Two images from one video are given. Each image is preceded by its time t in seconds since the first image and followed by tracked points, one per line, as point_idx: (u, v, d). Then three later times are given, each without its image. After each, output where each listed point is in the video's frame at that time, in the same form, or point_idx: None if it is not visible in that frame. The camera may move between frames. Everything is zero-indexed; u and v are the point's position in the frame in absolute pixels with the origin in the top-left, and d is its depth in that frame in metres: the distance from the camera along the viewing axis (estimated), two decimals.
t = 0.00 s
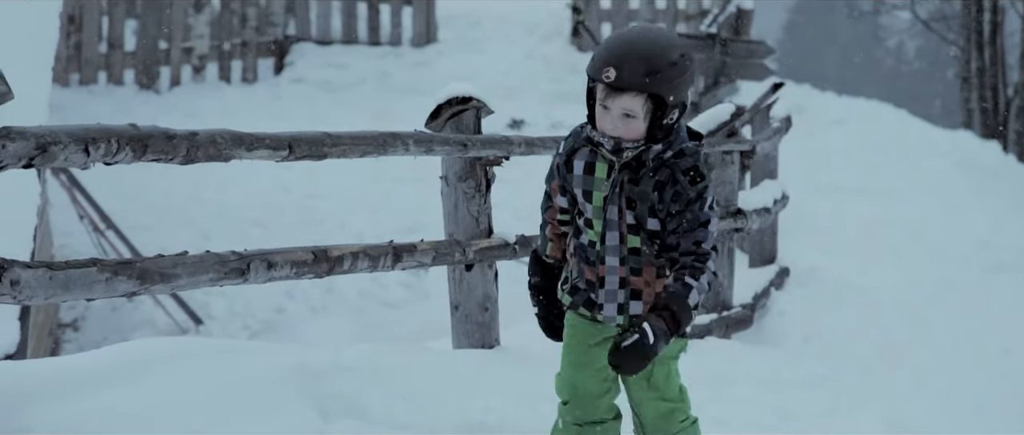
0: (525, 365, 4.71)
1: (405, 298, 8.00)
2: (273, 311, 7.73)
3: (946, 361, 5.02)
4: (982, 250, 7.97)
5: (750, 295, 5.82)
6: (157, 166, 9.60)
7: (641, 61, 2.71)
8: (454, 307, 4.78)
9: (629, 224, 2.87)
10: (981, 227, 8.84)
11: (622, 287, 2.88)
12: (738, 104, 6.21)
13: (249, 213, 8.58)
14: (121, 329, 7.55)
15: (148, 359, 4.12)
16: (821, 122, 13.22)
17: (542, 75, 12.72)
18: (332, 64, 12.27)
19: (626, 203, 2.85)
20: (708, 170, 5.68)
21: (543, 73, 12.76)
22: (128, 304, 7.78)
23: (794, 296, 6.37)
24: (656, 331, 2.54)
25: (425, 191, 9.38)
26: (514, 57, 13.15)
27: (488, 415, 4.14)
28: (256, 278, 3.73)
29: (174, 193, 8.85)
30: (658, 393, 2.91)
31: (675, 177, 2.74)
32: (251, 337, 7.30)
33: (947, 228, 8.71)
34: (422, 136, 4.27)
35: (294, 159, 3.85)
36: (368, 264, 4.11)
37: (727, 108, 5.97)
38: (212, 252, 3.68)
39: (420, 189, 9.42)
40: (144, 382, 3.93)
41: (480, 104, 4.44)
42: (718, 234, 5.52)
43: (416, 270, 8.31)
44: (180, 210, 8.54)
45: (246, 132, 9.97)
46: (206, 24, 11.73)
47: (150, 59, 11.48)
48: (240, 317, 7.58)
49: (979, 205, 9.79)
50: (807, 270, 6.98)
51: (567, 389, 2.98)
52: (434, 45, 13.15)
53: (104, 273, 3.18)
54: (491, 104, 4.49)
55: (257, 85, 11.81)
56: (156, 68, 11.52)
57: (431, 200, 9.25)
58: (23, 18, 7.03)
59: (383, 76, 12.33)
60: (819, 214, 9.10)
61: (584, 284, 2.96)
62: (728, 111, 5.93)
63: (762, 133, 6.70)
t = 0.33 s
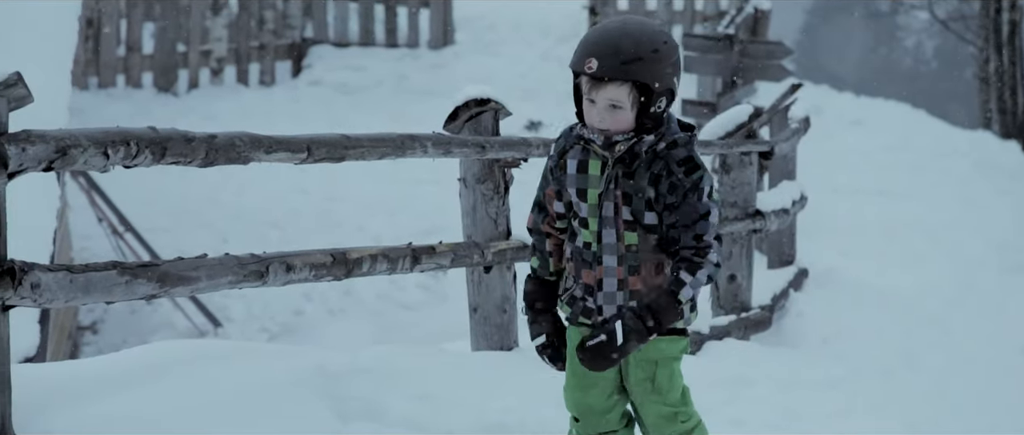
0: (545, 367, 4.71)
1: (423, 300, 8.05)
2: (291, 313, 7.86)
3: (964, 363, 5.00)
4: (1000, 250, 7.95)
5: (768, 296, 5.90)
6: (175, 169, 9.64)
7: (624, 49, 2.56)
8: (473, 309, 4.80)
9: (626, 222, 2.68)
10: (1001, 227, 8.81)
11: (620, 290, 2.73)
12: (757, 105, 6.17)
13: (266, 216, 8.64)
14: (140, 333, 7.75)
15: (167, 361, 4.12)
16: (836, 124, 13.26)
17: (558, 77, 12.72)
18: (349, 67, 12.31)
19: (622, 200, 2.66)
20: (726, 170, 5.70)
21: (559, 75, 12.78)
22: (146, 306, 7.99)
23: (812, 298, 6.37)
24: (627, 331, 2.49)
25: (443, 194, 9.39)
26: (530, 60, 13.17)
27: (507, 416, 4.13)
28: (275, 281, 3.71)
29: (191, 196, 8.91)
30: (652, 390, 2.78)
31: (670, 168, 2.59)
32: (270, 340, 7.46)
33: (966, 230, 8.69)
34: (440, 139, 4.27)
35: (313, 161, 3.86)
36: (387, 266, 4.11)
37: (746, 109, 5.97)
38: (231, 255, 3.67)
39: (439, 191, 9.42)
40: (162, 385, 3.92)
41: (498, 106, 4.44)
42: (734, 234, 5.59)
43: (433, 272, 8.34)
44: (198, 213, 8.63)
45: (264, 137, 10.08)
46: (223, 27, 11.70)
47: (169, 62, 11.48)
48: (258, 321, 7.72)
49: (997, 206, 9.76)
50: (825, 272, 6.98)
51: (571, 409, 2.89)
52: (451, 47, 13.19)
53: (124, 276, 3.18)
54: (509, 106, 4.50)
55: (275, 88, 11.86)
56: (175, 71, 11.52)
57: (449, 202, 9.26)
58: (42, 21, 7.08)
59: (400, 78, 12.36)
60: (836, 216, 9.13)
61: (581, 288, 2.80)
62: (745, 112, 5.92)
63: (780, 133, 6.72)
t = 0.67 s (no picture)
0: (567, 368, 4.72)
1: (442, 301, 8.07)
2: (312, 315, 7.92)
3: (985, 366, 4.99)
4: None
5: (788, 297, 5.90)
6: (194, 170, 9.68)
7: (628, 41, 2.55)
8: (492, 309, 4.79)
9: (638, 217, 2.65)
10: None
11: (633, 285, 2.68)
12: (776, 105, 6.14)
13: (285, 218, 8.71)
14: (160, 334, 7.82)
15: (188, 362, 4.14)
16: (858, 125, 13.26)
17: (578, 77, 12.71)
18: (368, 68, 12.33)
19: (634, 195, 2.64)
20: (746, 172, 5.65)
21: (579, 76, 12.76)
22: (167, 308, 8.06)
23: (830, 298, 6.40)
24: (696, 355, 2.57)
25: (463, 194, 9.40)
26: (550, 60, 13.13)
27: (530, 415, 4.15)
28: (295, 282, 3.71)
29: (209, 198, 8.99)
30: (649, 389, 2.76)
31: (682, 159, 2.59)
32: (290, 342, 7.51)
33: (989, 230, 8.66)
34: (460, 140, 4.26)
35: (333, 162, 3.86)
36: (406, 267, 4.11)
37: (765, 110, 5.95)
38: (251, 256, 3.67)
39: (459, 192, 9.42)
40: (184, 385, 3.93)
41: (518, 107, 4.45)
42: (754, 234, 5.58)
43: (453, 273, 8.37)
44: (219, 215, 8.68)
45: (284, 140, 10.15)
46: (243, 29, 11.80)
47: (189, 64, 11.62)
48: (278, 323, 7.79)
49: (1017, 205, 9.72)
50: (845, 273, 6.99)
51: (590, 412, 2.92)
52: (471, 47, 13.19)
53: (145, 277, 3.20)
54: (528, 107, 4.50)
55: (296, 89, 11.89)
56: (194, 73, 11.65)
57: (470, 203, 9.26)
58: (58, 20, 7.18)
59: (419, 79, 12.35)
60: (857, 217, 9.13)
61: (592, 287, 2.77)
62: (766, 112, 5.90)
63: (801, 134, 6.71)
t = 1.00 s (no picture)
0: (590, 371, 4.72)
1: (461, 304, 8.07)
2: (331, 317, 7.94)
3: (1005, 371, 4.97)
4: None
5: (807, 300, 5.90)
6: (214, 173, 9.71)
7: (655, 59, 2.55)
8: (511, 312, 4.79)
9: (653, 228, 2.68)
10: None
11: (642, 289, 2.72)
12: (795, 107, 6.11)
13: (305, 220, 8.73)
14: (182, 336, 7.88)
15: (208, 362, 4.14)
16: (878, 127, 13.21)
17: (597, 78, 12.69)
18: (387, 71, 12.32)
19: (652, 205, 2.67)
20: (765, 174, 5.64)
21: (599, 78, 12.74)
22: (188, 310, 8.12)
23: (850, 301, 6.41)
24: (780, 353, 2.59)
25: (482, 197, 9.40)
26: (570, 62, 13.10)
27: (550, 419, 4.14)
28: (314, 285, 3.69)
29: (228, 200, 9.02)
30: (648, 369, 2.79)
31: (699, 162, 2.65)
32: (309, 344, 7.53)
33: (1013, 233, 8.61)
34: (478, 143, 4.26)
35: (352, 165, 3.84)
36: (425, 269, 4.10)
37: (783, 111, 5.93)
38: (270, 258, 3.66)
39: (480, 195, 9.43)
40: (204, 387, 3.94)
41: (537, 109, 4.44)
42: (772, 237, 5.59)
43: (472, 276, 8.38)
44: (238, 217, 8.71)
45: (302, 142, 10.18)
46: (263, 30, 11.91)
47: (207, 66, 11.63)
48: (297, 326, 7.81)
49: None
50: (867, 276, 6.99)
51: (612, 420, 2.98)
52: (490, 49, 13.18)
53: (165, 279, 3.19)
54: (548, 109, 4.50)
55: (316, 91, 11.92)
56: (214, 74, 11.67)
57: (490, 206, 9.26)
58: (78, 21, 7.21)
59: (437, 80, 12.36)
60: (879, 220, 9.11)
61: (599, 296, 2.79)
62: (786, 114, 5.88)
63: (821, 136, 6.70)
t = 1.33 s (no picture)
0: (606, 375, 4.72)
1: (475, 308, 8.09)
2: (345, 320, 7.96)
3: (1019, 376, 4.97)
4: None
5: (823, 304, 5.88)
6: (228, 177, 9.72)
7: (676, 89, 2.55)
8: (525, 316, 4.79)
9: (660, 255, 2.72)
10: None
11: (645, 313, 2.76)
12: (810, 111, 6.09)
13: (320, 224, 8.75)
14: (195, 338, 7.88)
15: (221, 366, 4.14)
16: (894, 131, 13.16)
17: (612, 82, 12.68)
18: (402, 74, 12.32)
19: (661, 231, 2.70)
20: (780, 178, 5.64)
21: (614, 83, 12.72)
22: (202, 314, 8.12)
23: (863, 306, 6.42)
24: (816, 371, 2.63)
25: (497, 201, 9.42)
26: (586, 67, 13.06)
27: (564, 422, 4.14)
28: (330, 288, 3.67)
29: (242, 204, 9.03)
30: (652, 390, 2.85)
31: (710, 187, 2.70)
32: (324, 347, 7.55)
33: None
34: (494, 146, 4.25)
35: (367, 169, 3.80)
36: (441, 273, 4.07)
37: (798, 116, 5.93)
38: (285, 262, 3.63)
39: (495, 199, 9.45)
40: (217, 390, 3.93)
41: (553, 114, 4.45)
42: (788, 241, 5.61)
43: (486, 280, 8.41)
44: (252, 221, 8.72)
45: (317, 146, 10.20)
46: (278, 35, 11.90)
47: (223, 70, 11.64)
48: (312, 329, 7.81)
49: None
50: (882, 281, 6.98)
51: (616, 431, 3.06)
52: (505, 53, 13.17)
53: (181, 282, 3.18)
54: (563, 114, 4.51)
55: (330, 95, 11.95)
56: (229, 79, 11.69)
57: (505, 210, 9.27)
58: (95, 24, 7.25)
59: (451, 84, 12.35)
60: (896, 225, 9.09)
61: (603, 317, 2.82)
62: (802, 119, 5.87)
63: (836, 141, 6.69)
